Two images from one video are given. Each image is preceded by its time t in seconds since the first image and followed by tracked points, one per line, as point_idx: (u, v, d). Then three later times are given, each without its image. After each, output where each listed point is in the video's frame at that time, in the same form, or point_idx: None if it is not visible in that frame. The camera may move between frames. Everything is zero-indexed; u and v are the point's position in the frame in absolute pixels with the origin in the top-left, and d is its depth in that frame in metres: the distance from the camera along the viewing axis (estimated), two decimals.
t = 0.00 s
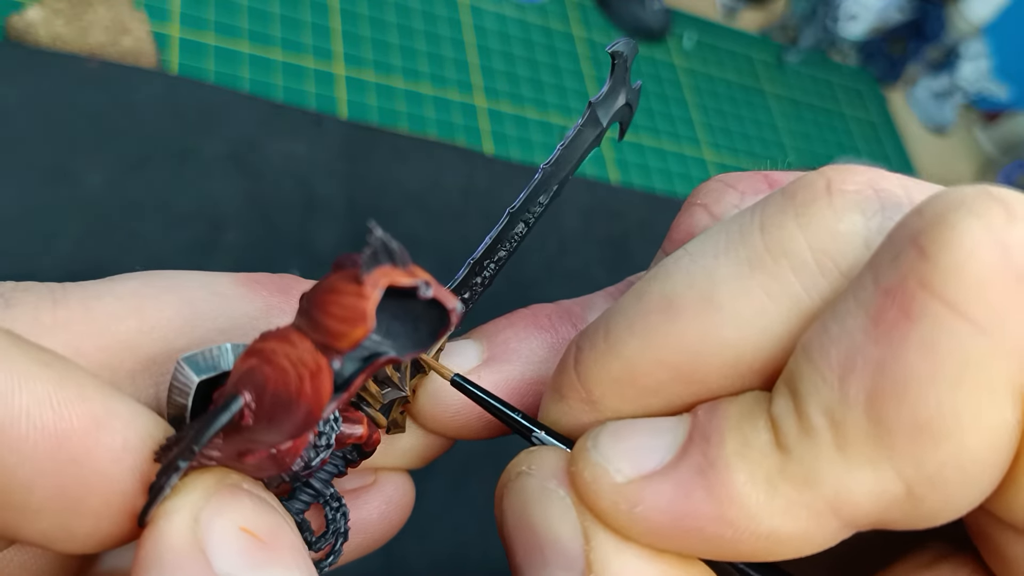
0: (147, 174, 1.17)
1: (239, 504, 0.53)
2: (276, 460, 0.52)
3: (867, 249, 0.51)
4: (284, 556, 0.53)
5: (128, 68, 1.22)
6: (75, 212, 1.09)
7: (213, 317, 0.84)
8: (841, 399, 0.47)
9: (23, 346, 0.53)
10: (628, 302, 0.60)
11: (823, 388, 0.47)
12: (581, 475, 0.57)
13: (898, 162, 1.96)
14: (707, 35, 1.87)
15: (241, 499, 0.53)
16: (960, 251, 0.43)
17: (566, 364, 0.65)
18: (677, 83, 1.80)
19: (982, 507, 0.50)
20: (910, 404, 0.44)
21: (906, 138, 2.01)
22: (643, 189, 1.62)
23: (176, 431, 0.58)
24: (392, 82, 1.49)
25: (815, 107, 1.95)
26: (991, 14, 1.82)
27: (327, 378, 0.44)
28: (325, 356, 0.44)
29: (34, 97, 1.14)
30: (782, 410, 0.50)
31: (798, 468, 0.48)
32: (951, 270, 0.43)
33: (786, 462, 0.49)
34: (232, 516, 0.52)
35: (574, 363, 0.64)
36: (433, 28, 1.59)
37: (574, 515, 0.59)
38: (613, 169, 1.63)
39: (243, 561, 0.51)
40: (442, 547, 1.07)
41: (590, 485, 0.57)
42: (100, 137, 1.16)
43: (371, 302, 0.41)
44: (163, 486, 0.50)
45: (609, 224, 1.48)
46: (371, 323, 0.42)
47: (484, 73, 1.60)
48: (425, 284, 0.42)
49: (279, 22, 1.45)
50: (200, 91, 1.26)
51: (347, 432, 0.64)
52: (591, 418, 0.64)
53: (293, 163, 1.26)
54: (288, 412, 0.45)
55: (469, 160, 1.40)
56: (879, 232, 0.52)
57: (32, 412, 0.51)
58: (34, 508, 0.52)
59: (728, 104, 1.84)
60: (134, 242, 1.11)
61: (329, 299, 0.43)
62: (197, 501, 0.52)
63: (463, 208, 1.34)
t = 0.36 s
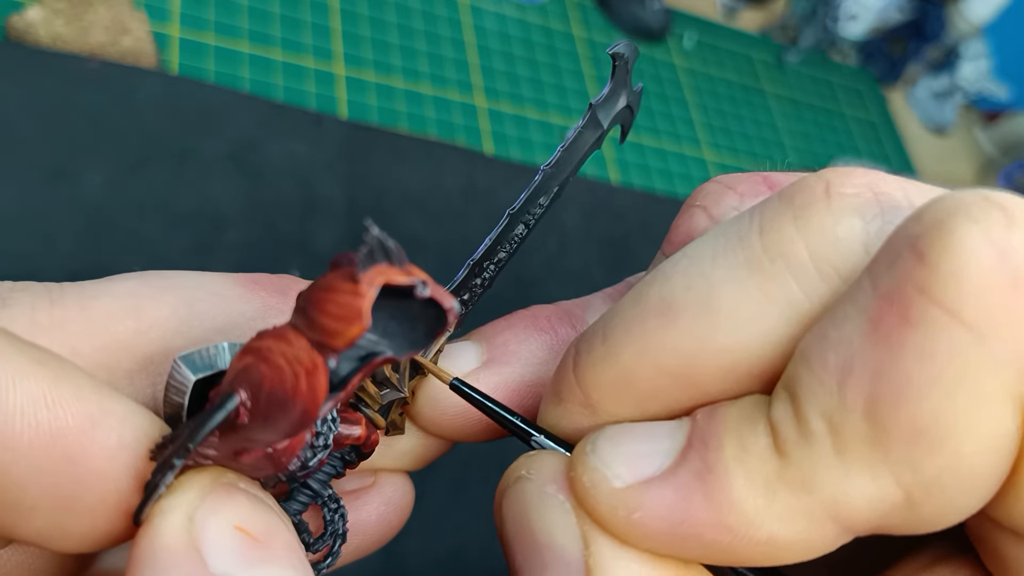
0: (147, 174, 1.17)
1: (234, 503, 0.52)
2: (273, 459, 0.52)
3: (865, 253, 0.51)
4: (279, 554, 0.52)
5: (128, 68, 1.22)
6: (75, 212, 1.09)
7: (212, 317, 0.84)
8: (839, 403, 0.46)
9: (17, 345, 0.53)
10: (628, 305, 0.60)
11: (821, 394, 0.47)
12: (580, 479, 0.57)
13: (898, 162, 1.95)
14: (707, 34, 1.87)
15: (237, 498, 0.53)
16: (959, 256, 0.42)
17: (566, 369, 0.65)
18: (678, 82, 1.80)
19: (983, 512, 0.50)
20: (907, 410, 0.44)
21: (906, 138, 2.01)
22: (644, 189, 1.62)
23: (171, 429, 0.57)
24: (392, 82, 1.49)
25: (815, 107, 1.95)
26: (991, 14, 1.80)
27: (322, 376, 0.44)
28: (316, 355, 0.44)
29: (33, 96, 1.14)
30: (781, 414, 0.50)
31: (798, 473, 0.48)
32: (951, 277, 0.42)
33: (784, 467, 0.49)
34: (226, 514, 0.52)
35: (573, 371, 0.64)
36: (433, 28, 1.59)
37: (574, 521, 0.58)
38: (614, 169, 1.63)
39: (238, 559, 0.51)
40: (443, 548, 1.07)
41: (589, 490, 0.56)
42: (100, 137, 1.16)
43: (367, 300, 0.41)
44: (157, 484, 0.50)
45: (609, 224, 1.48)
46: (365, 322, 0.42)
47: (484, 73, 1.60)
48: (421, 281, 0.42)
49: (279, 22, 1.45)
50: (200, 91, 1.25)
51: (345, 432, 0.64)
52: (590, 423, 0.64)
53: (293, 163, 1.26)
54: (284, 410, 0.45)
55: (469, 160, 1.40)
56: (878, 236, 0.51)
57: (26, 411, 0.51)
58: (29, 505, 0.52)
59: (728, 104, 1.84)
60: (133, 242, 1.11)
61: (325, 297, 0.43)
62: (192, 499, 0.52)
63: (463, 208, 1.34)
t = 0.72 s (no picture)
0: (147, 174, 1.17)
1: (231, 502, 0.53)
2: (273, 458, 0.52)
3: (854, 261, 0.51)
4: (277, 553, 0.53)
5: (129, 68, 1.22)
6: (75, 212, 1.09)
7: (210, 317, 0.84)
8: (825, 414, 0.47)
9: (14, 344, 0.53)
10: (621, 312, 0.61)
11: (809, 404, 0.47)
12: (571, 488, 0.58)
13: (898, 162, 1.95)
14: (707, 35, 1.87)
15: (234, 497, 0.53)
16: (945, 268, 0.42)
17: (559, 377, 0.65)
18: (677, 82, 1.80)
19: (977, 522, 0.50)
20: (893, 420, 0.44)
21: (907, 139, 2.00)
22: (644, 189, 1.62)
23: (168, 428, 0.58)
24: (392, 82, 1.49)
25: (815, 107, 1.95)
26: (991, 14, 1.83)
27: (320, 375, 0.44)
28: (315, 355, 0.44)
29: (34, 96, 1.14)
30: (770, 423, 0.50)
31: (784, 483, 0.48)
32: (938, 288, 0.42)
33: (771, 476, 0.49)
34: (222, 514, 0.52)
35: (566, 379, 0.64)
36: (433, 28, 1.59)
37: (565, 530, 0.59)
38: (614, 169, 1.63)
39: (235, 558, 0.51)
40: (443, 548, 1.07)
41: (579, 499, 0.57)
42: (100, 137, 1.16)
43: (364, 298, 0.41)
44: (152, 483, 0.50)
45: (609, 224, 1.48)
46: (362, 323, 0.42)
47: (484, 73, 1.60)
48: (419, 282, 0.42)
49: (279, 22, 1.45)
50: (200, 91, 1.26)
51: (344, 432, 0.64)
52: (583, 429, 0.64)
53: (293, 163, 1.26)
54: (282, 409, 0.45)
55: (469, 160, 1.40)
56: (867, 243, 0.51)
57: (23, 409, 0.51)
58: (26, 504, 0.53)
59: (728, 104, 1.84)
60: (133, 242, 1.11)
61: (322, 296, 0.43)
62: (189, 499, 0.52)
63: (463, 208, 1.34)
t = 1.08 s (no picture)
0: (146, 174, 1.16)
1: (144, 471, 0.51)
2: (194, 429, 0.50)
3: (959, 244, 0.51)
4: (181, 529, 0.51)
5: (129, 68, 1.22)
6: (75, 212, 1.09)
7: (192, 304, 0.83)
8: (956, 405, 0.45)
9: None
10: (693, 300, 0.59)
11: (932, 391, 0.46)
12: (661, 492, 0.57)
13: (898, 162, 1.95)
14: (706, 35, 1.86)
15: (150, 468, 0.51)
16: None
17: (622, 372, 0.64)
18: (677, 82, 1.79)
19: None
20: None
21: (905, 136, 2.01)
22: (643, 189, 1.62)
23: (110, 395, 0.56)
24: (392, 82, 1.48)
25: (815, 107, 1.94)
26: (991, 14, 1.84)
27: (196, 333, 0.38)
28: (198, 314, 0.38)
29: (33, 96, 1.14)
30: (879, 412, 0.49)
31: (903, 474, 0.48)
32: None
33: (888, 467, 0.48)
34: (125, 480, 0.49)
35: (630, 373, 0.63)
36: (433, 28, 1.59)
37: (652, 536, 0.58)
38: (613, 169, 1.62)
39: (133, 526, 0.49)
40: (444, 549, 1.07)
41: (673, 503, 0.56)
42: (99, 137, 1.15)
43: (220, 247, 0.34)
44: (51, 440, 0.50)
45: (609, 223, 1.48)
46: (218, 271, 0.35)
47: (484, 73, 1.60)
48: (286, 224, 0.35)
49: (279, 22, 1.44)
50: (200, 91, 1.25)
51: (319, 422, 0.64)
52: (653, 428, 0.63)
53: (293, 163, 1.26)
54: (169, 371, 0.40)
55: (469, 160, 1.39)
56: (967, 225, 0.52)
57: None
58: None
59: (727, 104, 1.83)
60: (132, 243, 1.11)
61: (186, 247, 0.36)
62: (95, 464, 0.49)
63: (463, 208, 1.34)
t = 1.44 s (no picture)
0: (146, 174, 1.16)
1: (51, 433, 0.56)
2: (114, 396, 0.56)
3: None
4: (74, 486, 0.55)
5: (129, 68, 1.22)
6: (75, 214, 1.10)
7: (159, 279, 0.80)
8: None
9: None
10: None
11: None
12: None
13: (899, 163, 1.96)
14: (706, 35, 1.85)
15: (59, 431, 0.57)
16: None
17: None
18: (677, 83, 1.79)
19: None
20: None
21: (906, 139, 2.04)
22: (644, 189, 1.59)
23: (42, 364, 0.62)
24: (392, 82, 1.48)
25: (815, 107, 1.95)
26: (992, 13, 1.76)
27: (68, 274, 0.44)
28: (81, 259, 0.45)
29: (33, 98, 1.14)
30: None
31: None
32: None
33: None
34: (28, 435, 0.55)
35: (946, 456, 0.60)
36: (433, 29, 1.58)
37: None
38: (613, 169, 1.58)
39: (22, 475, 0.53)
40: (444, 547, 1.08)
41: None
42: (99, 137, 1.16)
43: (83, 176, 0.41)
44: None
45: (609, 223, 1.48)
46: (77, 200, 0.42)
47: (484, 73, 1.59)
48: (148, 157, 0.42)
49: (279, 22, 1.44)
50: (200, 91, 1.25)
51: (271, 402, 0.65)
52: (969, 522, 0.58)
53: (292, 164, 1.26)
54: (56, 321, 0.46)
55: (468, 161, 1.40)
56: None
57: None
58: None
59: (728, 104, 1.83)
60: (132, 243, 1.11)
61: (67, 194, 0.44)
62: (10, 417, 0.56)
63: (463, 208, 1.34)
